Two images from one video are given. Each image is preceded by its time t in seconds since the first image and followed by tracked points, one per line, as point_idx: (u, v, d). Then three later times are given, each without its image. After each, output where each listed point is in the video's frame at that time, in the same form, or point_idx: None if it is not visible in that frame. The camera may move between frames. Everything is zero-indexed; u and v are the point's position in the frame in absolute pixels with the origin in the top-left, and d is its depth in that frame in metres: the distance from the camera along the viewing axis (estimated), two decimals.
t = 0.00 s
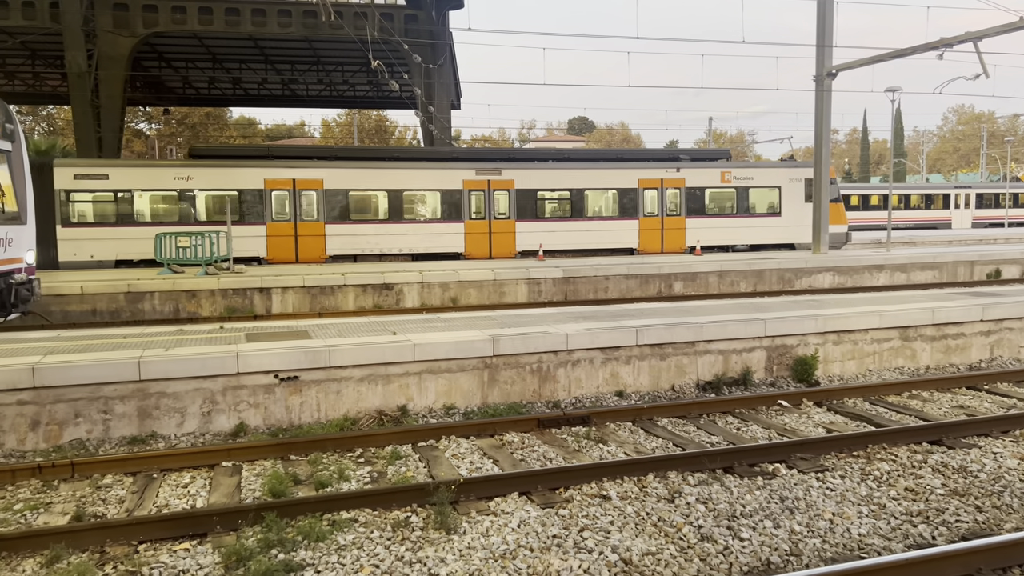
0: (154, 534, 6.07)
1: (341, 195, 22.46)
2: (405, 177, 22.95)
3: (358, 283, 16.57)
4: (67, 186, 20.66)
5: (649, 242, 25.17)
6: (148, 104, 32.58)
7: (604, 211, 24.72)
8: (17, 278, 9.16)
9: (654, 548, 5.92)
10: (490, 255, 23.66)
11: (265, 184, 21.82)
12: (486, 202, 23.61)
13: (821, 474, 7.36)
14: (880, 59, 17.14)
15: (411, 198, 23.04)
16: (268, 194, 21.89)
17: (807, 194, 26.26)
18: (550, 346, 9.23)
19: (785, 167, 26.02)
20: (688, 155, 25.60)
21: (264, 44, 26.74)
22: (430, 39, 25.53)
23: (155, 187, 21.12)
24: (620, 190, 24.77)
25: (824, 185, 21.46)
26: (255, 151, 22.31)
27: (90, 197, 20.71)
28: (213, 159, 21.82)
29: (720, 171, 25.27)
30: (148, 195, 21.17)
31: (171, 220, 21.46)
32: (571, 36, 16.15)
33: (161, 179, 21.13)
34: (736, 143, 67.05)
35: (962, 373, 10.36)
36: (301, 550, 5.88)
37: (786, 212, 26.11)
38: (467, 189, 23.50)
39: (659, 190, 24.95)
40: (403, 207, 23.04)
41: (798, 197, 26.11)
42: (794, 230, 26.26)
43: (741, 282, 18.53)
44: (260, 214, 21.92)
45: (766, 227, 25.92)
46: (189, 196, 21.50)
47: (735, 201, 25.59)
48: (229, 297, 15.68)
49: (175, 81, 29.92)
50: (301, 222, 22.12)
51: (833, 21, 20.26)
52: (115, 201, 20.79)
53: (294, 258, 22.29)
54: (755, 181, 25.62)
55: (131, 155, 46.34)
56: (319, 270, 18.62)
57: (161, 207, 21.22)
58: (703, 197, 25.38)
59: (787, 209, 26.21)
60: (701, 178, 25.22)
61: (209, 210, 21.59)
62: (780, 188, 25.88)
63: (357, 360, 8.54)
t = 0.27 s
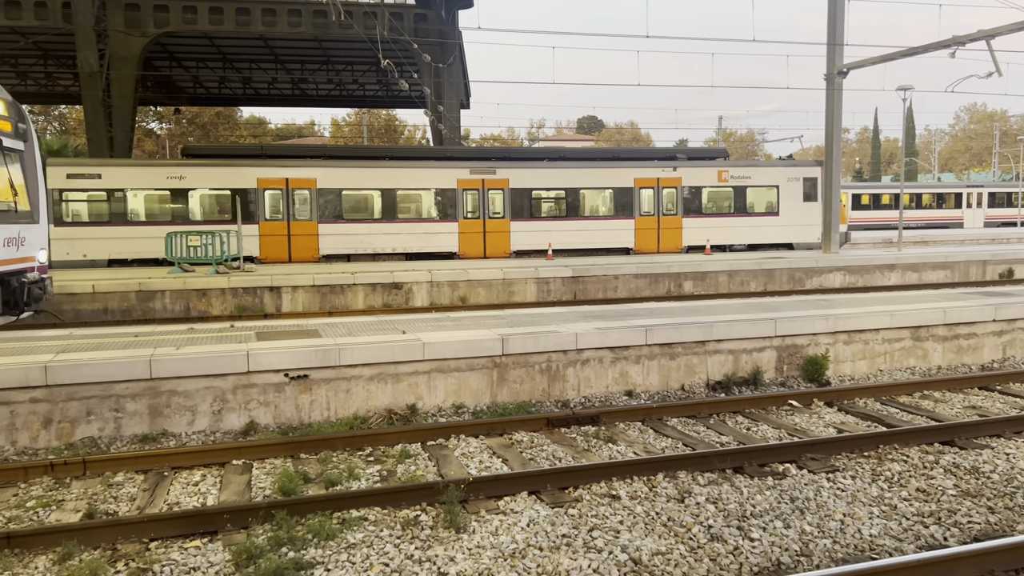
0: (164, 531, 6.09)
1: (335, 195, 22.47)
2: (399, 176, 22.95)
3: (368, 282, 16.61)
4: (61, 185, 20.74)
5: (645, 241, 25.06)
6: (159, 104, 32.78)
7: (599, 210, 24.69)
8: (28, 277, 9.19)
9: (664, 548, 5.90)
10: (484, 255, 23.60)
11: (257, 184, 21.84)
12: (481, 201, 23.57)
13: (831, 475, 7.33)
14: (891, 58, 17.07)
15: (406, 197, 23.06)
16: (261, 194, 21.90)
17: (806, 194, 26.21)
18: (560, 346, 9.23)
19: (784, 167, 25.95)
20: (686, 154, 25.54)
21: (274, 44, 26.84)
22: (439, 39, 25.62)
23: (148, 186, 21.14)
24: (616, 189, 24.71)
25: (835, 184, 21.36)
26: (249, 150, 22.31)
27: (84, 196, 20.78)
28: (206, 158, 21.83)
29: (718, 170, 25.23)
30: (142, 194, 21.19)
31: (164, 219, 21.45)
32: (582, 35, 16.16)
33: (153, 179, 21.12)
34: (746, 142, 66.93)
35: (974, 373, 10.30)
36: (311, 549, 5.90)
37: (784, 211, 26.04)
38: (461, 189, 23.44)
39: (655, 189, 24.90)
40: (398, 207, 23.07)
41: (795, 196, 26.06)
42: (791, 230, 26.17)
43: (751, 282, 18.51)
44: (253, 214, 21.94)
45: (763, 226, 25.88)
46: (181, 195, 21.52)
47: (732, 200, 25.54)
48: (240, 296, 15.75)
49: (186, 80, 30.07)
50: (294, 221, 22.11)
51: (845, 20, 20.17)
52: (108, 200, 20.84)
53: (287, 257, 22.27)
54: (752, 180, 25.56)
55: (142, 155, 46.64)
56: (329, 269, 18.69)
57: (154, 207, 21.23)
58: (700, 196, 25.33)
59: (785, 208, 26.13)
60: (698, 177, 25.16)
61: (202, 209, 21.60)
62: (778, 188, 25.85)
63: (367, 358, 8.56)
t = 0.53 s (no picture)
0: (175, 529, 6.13)
1: (328, 194, 22.50)
2: (392, 176, 22.95)
3: (377, 281, 16.63)
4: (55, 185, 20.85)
5: (639, 241, 25.03)
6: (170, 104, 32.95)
7: (593, 210, 24.64)
8: (42, 275, 9.26)
9: (673, 548, 5.89)
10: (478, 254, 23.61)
11: (250, 183, 21.91)
12: (474, 201, 23.56)
13: (842, 475, 7.30)
14: (902, 56, 16.98)
15: (399, 197, 23.07)
16: (254, 193, 21.95)
17: (806, 193, 26.10)
18: (569, 345, 9.23)
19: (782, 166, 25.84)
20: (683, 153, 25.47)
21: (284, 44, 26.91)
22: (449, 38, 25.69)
23: (141, 185, 21.18)
24: (611, 188, 24.65)
25: (846, 183, 21.26)
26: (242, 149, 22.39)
27: (78, 196, 20.87)
28: (199, 158, 21.89)
29: (714, 169, 25.18)
30: (136, 194, 21.24)
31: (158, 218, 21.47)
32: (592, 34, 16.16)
33: (145, 178, 21.12)
34: (756, 141, 66.79)
35: (986, 373, 10.24)
36: (321, 547, 5.91)
37: (781, 211, 25.94)
38: (455, 188, 23.43)
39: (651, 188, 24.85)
40: (391, 206, 23.08)
41: (792, 195, 25.95)
42: (789, 229, 26.05)
43: (760, 281, 18.48)
44: (246, 213, 22.00)
45: (760, 226, 25.79)
46: (173, 195, 21.48)
47: (728, 200, 25.47)
48: (250, 294, 15.81)
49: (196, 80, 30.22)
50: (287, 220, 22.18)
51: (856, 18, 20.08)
52: (101, 200, 20.92)
53: (279, 257, 22.35)
54: (748, 179, 25.47)
55: (152, 154, 46.92)
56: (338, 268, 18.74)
57: (147, 206, 21.25)
58: (696, 196, 25.26)
59: (782, 207, 26.03)
60: (694, 176, 25.11)
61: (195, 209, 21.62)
62: (776, 187, 25.77)
63: (376, 357, 8.58)
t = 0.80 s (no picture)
0: (185, 527, 6.16)
1: (321, 193, 22.55)
2: (386, 175, 22.97)
3: (386, 280, 16.66)
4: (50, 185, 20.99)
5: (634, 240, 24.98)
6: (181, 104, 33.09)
7: (588, 209, 24.59)
8: (54, 274, 9.32)
9: (683, 548, 5.89)
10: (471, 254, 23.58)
11: (243, 182, 21.96)
12: (468, 200, 23.53)
13: (852, 475, 7.27)
14: (914, 55, 16.88)
15: (393, 196, 23.08)
16: (247, 192, 22.01)
17: (804, 193, 25.96)
18: (578, 344, 9.22)
19: (781, 165, 25.76)
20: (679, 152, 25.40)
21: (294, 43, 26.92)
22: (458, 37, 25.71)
23: (134, 185, 21.24)
24: (607, 188, 24.60)
25: (857, 182, 21.15)
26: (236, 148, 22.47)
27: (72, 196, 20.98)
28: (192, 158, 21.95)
29: (711, 168, 25.13)
30: (130, 193, 21.31)
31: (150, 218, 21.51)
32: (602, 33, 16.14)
33: (138, 177, 21.18)
34: (765, 140, 66.63)
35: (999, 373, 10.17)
36: (330, 545, 5.92)
37: (779, 210, 25.84)
38: (449, 187, 23.43)
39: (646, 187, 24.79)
40: (384, 206, 23.11)
41: (790, 194, 25.84)
42: (785, 229, 25.94)
43: (770, 280, 18.45)
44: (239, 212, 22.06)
45: (757, 225, 25.69)
46: (166, 194, 21.50)
47: (725, 200, 25.40)
48: (259, 293, 15.88)
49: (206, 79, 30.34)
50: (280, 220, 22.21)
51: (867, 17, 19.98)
52: (94, 199, 21.02)
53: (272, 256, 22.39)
54: (745, 178, 25.39)
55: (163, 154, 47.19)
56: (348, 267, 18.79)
57: (139, 205, 21.30)
58: (693, 195, 25.18)
59: (780, 207, 25.92)
60: (691, 176, 25.06)
61: (187, 208, 21.63)
62: (773, 186, 25.68)
63: (386, 356, 8.60)
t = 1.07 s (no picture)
0: (197, 525, 6.19)
1: (316, 193, 22.59)
2: (380, 175, 23.04)
3: (396, 279, 16.68)
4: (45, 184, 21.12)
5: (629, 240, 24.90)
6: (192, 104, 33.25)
7: (583, 208, 24.56)
8: (66, 273, 9.39)
9: (693, 548, 5.87)
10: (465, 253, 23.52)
11: (237, 181, 22.04)
12: (463, 199, 23.52)
13: (864, 476, 7.24)
14: (926, 53, 16.79)
15: (389, 196, 23.15)
16: (241, 192, 22.08)
17: (803, 192, 25.85)
18: (587, 343, 9.22)
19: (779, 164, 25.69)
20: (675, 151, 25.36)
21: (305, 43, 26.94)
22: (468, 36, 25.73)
23: (128, 184, 21.33)
24: (603, 187, 24.59)
25: (869, 181, 21.04)
26: (230, 148, 22.56)
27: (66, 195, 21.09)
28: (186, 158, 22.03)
29: (708, 167, 25.06)
30: (124, 193, 21.39)
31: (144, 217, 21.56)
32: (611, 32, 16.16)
33: (131, 177, 21.28)
34: (776, 139, 66.42)
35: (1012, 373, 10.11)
36: (341, 543, 5.94)
37: (777, 210, 25.74)
38: (443, 187, 23.44)
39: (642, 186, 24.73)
40: (378, 205, 23.17)
41: (789, 194, 25.73)
42: (784, 229, 25.83)
43: (781, 280, 18.39)
44: (232, 212, 22.12)
45: (754, 225, 25.59)
46: (161, 194, 21.56)
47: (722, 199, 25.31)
48: (270, 292, 15.95)
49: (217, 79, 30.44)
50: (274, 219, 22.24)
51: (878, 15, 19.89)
52: (87, 198, 21.11)
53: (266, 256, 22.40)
54: (742, 177, 25.33)
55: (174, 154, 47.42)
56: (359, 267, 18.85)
57: (133, 205, 21.37)
58: (690, 194, 25.11)
59: (778, 207, 25.82)
60: (689, 175, 25.01)
61: (180, 208, 21.69)
62: (772, 185, 25.60)
63: (396, 355, 8.62)
